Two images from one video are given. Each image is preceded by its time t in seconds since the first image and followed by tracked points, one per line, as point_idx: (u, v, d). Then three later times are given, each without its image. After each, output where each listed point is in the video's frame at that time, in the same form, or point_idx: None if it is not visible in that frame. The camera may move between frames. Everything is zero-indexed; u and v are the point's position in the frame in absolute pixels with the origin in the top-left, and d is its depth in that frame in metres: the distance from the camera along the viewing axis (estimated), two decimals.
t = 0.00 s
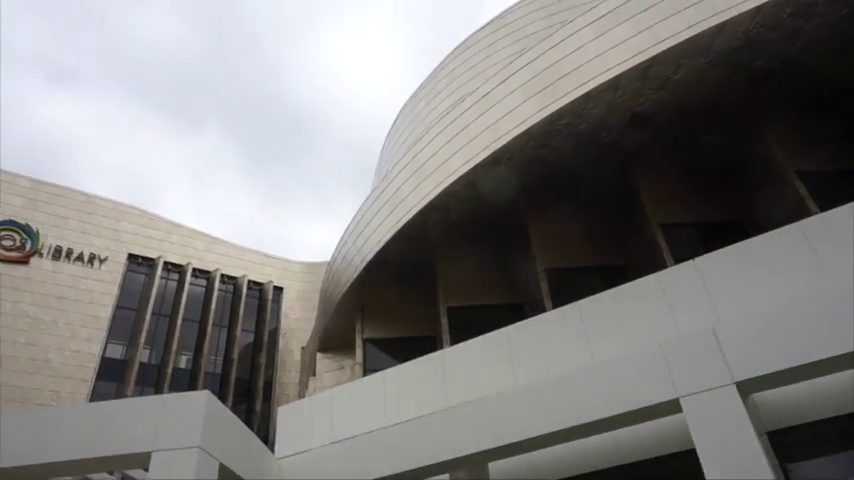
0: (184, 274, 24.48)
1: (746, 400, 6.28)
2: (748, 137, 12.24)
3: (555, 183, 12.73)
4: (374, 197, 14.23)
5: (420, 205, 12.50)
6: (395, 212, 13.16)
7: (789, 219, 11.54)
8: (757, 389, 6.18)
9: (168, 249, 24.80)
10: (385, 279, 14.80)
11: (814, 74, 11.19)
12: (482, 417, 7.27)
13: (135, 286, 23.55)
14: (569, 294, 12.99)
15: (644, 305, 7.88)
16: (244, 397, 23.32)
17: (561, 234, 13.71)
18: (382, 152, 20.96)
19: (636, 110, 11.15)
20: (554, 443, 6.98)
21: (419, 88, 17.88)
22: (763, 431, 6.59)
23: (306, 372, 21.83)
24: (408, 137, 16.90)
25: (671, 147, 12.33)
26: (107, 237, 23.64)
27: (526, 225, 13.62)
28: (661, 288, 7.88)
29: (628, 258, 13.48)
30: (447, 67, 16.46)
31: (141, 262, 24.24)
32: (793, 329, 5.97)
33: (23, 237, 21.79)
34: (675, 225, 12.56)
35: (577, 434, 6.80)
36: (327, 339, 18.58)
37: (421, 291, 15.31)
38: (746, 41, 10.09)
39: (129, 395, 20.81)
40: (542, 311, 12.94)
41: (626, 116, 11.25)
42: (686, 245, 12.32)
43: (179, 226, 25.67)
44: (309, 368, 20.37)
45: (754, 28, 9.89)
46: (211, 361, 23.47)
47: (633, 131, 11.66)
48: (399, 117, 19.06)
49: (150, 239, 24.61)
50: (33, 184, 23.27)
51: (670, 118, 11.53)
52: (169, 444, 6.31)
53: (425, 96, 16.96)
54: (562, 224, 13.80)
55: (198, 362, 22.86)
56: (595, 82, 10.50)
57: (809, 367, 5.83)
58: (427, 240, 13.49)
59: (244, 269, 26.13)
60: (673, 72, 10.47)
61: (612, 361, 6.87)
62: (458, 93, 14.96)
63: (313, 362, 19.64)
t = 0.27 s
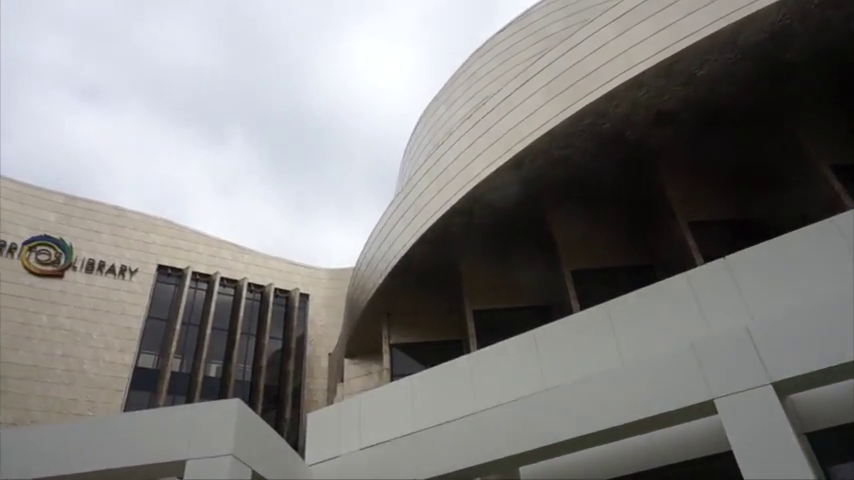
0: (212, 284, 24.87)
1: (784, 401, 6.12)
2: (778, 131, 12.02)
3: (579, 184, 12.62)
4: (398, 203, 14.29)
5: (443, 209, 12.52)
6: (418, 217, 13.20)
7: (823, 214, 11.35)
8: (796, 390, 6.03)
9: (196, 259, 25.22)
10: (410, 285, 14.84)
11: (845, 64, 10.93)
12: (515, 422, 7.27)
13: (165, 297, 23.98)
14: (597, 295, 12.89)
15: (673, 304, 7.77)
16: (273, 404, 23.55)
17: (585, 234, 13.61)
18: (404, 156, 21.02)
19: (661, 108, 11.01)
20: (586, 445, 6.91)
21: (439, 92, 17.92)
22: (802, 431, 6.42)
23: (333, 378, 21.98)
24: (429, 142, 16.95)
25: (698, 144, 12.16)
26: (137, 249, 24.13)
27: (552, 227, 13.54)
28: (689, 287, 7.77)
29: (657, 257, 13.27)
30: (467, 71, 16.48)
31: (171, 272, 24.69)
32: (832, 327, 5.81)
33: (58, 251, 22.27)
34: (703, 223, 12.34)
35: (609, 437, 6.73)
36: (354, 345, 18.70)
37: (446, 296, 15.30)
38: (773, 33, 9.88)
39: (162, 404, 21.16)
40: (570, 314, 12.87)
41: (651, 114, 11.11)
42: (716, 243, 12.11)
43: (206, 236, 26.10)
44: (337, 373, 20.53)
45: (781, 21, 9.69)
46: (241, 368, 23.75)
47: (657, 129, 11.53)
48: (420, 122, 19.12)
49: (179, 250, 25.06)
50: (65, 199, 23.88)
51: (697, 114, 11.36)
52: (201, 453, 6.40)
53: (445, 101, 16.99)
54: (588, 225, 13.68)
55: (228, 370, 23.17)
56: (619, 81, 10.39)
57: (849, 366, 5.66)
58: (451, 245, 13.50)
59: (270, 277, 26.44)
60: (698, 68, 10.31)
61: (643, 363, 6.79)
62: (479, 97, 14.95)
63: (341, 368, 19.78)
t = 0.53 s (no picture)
0: (241, 292, 25.22)
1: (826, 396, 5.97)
2: (808, 118, 11.74)
3: (604, 181, 12.47)
4: (422, 207, 14.33)
5: (468, 212, 12.51)
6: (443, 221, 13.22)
7: None
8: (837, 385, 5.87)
9: (225, 269, 25.61)
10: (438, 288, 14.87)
11: None
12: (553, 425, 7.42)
13: (195, 307, 24.40)
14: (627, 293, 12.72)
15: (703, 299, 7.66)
16: (304, 410, 23.73)
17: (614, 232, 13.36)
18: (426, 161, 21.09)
19: (685, 101, 10.84)
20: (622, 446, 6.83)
21: (460, 96, 17.93)
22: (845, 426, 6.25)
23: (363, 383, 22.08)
24: (451, 145, 16.96)
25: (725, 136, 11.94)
26: (167, 260, 24.61)
27: (578, 225, 13.41)
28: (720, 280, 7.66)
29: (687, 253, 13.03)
30: (487, 73, 16.45)
31: (200, 283, 25.11)
32: None
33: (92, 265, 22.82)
34: (735, 215, 12.03)
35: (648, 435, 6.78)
36: (383, 350, 18.78)
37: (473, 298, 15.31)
38: (799, 20, 9.66)
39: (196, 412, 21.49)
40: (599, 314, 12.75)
41: (675, 108, 10.95)
42: (749, 235, 11.82)
43: (234, 246, 26.50)
44: (367, 379, 20.63)
45: (807, 7, 9.46)
46: (271, 376, 24.00)
47: (682, 123, 11.36)
48: (442, 126, 19.14)
49: (207, 260, 25.49)
50: (97, 213, 24.49)
51: (723, 106, 11.15)
52: (234, 462, 6.48)
53: (466, 104, 16.98)
54: (615, 222, 13.51)
55: (259, 377, 23.43)
56: (641, 76, 10.26)
57: None
58: (477, 247, 13.48)
59: (297, 285, 26.71)
60: (722, 59, 10.12)
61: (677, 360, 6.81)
62: (500, 98, 14.91)
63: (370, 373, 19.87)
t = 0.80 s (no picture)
0: (271, 301, 25.53)
1: None
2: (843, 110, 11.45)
3: (631, 181, 12.34)
4: (448, 212, 14.37)
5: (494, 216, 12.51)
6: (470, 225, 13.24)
7: None
8: None
9: (255, 278, 25.98)
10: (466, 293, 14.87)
11: None
12: (595, 429, 7.58)
13: (227, 316, 24.79)
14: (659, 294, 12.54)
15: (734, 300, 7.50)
16: (336, 416, 23.87)
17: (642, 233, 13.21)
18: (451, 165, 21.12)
19: (714, 97, 10.66)
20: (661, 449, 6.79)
21: (483, 99, 17.92)
22: None
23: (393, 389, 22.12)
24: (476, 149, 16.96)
25: (756, 131, 11.71)
26: (199, 271, 25.07)
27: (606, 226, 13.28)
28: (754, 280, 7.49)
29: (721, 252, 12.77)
30: (510, 76, 16.43)
31: (231, 292, 25.50)
32: None
33: (126, 277, 23.39)
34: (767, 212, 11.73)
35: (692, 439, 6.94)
36: (413, 356, 18.85)
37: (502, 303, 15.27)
38: (831, 10, 9.42)
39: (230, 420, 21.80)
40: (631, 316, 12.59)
41: (704, 105, 10.78)
42: (785, 232, 11.51)
43: (263, 255, 26.86)
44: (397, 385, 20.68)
45: None
46: (302, 383, 24.21)
47: (712, 119, 11.17)
48: (465, 130, 19.16)
49: (238, 270, 25.88)
50: (130, 227, 25.08)
51: (753, 100, 10.94)
52: (273, 467, 6.57)
53: (489, 107, 16.96)
54: (645, 222, 13.34)
55: (291, 385, 23.66)
56: (667, 73, 10.12)
57: None
58: (504, 251, 13.46)
59: (326, 292, 26.93)
60: (751, 53, 9.93)
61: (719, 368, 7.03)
62: (524, 100, 14.86)
63: (401, 379, 19.94)
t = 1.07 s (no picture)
0: (299, 308, 25.79)
1: None
2: None
3: (658, 181, 12.21)
4: (473, 217, 14.41)
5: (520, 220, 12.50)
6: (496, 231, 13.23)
7: None
8: None
9: (283, 285, 26.28)
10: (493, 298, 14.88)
11: None
12: (629, 434, 7.48)
13: (256, 324, 25.11)
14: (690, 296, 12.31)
15: (769, 301, 7.35)
16: (365, 422, 23.94)
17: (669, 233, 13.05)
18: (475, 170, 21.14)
19: (742, 93, 10.48)
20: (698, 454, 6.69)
21: (506, 102, 17.88)
22: None
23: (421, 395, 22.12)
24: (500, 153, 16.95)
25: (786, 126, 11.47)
26: (228, 279, 25.47)
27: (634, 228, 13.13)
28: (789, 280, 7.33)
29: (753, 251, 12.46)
30: (533, 78, 16.36)
31: (260, 300, 25.82)
32: None
33: (158, 287, 23.87)
34: (799, 211, 11.34)
35: (731, 441, 6.93)
36: (441, 361, 18.92)
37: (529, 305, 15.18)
38: None
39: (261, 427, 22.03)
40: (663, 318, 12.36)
41: (732, 101, 10.61)
42: (821, 229, 11.18)
43: (290, 263, 27.18)
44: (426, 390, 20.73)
45: None
46: (332, 389, 24.36)
47: (741, 116, 10.99)
48: (489, 134, 19.13)
49: (266, 278, 26.22)
50: (161, 237, 25.61)
51: (783, 95, 10.73)
52: (306, 470, 6.65)
53: (513, 110, 16.91)
54: (673, 223, 13.13)
55: (320, 391, 23.82)
56: (693, 71, 9.97)
57: None
58: (530, 254, 13.42)
59: (353, 299, 27.10)
60: (780, 48, 9.72)
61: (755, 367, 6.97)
62: (547, 102, 14.78)
63: (428, 384, 19.98)
